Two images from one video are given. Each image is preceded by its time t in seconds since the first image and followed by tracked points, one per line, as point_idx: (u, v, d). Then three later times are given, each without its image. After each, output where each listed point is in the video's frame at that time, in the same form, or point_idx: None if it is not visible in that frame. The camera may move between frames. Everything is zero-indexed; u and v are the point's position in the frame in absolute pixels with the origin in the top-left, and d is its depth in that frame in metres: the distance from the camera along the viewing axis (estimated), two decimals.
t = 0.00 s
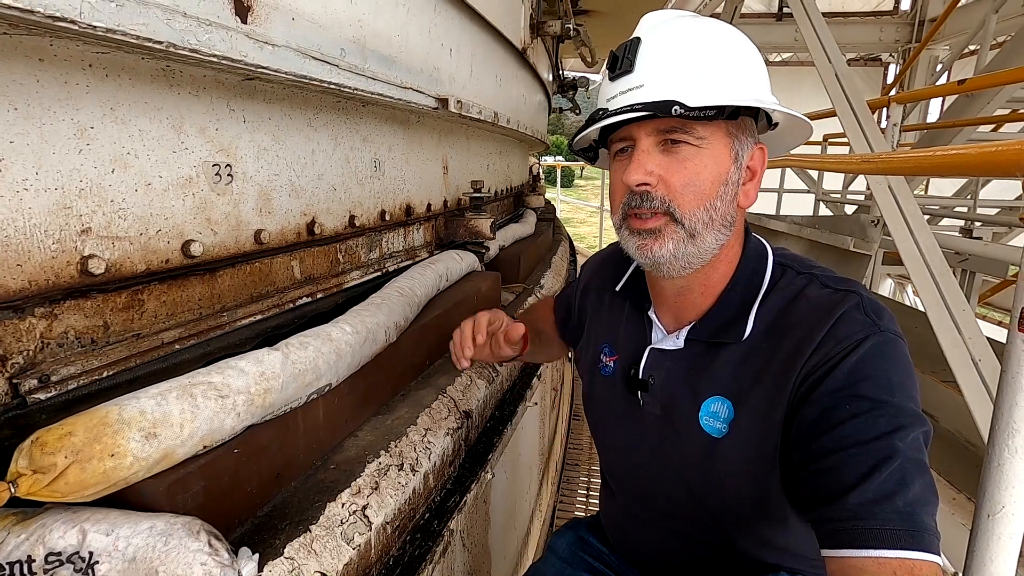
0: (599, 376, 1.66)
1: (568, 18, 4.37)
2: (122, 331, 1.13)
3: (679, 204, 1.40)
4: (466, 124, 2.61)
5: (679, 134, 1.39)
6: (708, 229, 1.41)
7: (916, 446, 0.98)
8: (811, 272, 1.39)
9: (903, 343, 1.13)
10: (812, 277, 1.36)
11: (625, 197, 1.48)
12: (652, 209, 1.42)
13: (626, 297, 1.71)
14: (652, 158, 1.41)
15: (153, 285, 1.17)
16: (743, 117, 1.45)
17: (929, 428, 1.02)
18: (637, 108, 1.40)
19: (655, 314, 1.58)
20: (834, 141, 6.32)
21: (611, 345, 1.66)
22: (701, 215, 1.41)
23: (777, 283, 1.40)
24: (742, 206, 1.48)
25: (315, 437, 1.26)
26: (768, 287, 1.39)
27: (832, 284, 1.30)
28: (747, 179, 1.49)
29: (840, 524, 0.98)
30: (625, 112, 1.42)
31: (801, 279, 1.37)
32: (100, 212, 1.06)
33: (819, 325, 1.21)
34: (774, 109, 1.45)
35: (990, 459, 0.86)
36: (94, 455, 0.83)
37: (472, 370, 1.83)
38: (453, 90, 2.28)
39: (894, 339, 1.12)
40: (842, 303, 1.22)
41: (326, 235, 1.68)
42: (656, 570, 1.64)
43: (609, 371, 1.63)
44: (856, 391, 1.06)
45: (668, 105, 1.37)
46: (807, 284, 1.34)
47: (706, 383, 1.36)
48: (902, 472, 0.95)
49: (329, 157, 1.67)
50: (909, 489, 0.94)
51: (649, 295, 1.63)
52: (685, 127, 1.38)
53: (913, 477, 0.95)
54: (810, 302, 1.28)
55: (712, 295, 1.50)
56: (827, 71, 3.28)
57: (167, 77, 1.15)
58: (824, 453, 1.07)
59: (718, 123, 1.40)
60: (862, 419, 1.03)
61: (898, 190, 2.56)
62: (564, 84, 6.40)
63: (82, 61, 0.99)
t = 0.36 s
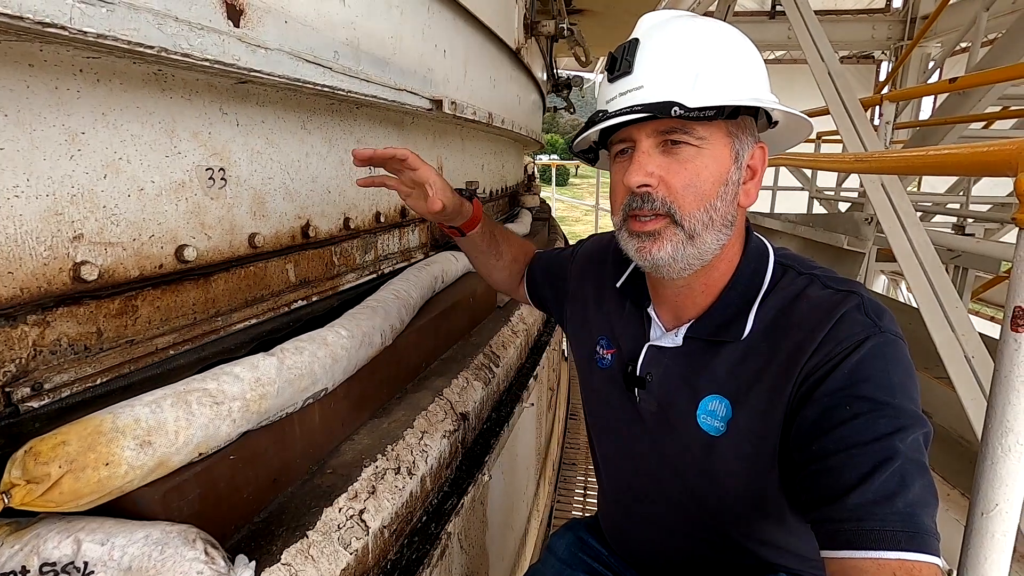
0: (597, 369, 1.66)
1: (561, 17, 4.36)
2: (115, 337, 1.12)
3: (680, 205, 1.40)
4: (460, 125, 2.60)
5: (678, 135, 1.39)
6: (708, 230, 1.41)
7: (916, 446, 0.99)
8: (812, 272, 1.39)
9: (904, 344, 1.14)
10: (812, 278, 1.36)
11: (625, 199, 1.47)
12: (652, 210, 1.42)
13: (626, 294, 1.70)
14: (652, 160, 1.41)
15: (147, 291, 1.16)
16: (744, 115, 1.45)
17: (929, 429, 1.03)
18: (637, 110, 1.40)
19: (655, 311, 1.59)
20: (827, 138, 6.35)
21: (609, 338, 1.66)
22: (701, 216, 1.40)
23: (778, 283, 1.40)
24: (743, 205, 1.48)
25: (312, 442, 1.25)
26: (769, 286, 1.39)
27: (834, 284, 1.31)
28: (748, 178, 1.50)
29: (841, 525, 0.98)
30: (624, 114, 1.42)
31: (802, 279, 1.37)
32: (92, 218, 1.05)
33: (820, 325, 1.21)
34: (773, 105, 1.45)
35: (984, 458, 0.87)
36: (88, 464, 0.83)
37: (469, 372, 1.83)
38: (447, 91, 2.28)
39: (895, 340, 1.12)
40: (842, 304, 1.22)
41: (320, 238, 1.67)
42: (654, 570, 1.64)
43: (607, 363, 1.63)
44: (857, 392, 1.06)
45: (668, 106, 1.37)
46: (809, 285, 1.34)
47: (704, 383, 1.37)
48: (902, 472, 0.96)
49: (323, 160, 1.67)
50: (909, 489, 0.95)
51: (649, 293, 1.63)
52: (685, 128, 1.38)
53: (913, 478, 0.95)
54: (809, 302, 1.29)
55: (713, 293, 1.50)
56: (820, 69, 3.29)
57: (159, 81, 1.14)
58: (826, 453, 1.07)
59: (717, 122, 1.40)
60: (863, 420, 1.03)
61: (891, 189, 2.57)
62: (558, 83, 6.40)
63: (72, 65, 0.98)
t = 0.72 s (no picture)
0: (597, 369, 1.67)
1: (562, 15, 4.35)
2: (114, 337, 1.12)
3: (688, 206, 1.40)
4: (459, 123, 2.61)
5: (687, 136, 1.39)
6: (715, 231, 1.42)
7: (916, 447, 0.99)
8: (812, 272, 1.39)
9: (904, 345, 1.14)
10: (812, 278, 1.36)
11: (632, 199, 1.46)
12: (661, 211, 1.41)
13: (625, 296, 1.69)
14: (661, 160, 1.40)
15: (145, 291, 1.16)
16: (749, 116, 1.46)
17: (929, 429, 1.03)
18: (650, 108, 1.38)
19: (654, 312, 1.58)
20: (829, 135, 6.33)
21: (609, 338, 1.67)
22: (708, 217, 1.41)
23: (778, 283, 1.40)
24: (746, 206, 1.48)
25: (309, 441, 1.26)
26: (769, 287, 1.39)
27: (834, 284, 1.31)
28: (751, 179, 1.50)
29: (841, 525, 0.98)
30: (636, 112, 1.40)
31: (802, 279, 1.37)
32: (89, 218, 1.06)
33: (820, 325, 1.21)
34: (776, 106, 1.47)
35: (980, 457, 0.87)
36: (85, 464, 0.83)
37: (467, 371, 1.83)
38: (446, 89, 2.28)
39: (895, 340, 1.12)
40: (843, 304, 1.22)
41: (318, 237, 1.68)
42: (653, 568, 1.65)
43: (607, 363, 1.64)
44: (857, 393, 1.07)
45: (682, 105, 1.36)
46: (809, 285, 1.34)
47: (705, 383, 1.37)
48: (902, 472, 0.96)
49: (321, 159, 1.67)
50: (909, 490, 0.95)
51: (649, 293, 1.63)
52: (694, 129, 1.38)
53: (913, 478, 0.96)
54: (809, 302, 1.29)
55: (713, 293, 1.49)
56: (821, 67, 3.28)
57: (156, 82, 1.14)
58: (826, 454, 1.07)
59: (724, 122, 1.40)
60: (863, 420, 1.03)
61: (892, 186, 2.57)
62: (558, 81, 6.39)
63: (69, 67, 0.99)
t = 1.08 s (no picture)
0: (598, 370, 1.67)
1: (565, 19, 4.37)
2: (118, 334, 1.14)
3: (701, 206, 1.40)
4: (462, 126, 2.62)
5: (695, 136, 1.40)
6: (727, 229, 1.42)
7: (916, 446, 0.99)
8: (811, 273, 1.40)
9: (903, 345, 1.14)
10: (812, 279, 1.37)
11: (643, 203, 1.46)
12: (675, 213, 1.41)
13: (626, 297, 1.70)
14: (671, 162, 1.41)
15: (149, 288, 1.18)
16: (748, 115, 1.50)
17: (929, 429, 1.03)
18: (661, 111, 1.39)
19: (655, 313, 1.59)
20: (832, 140, 6.33)
21: (611, 340, 1.67)
22: (720, 215, 1.41)
23: (777, 285, 1.41)
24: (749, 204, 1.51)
25: (311, 438, 1.27)
26: (769, 288, 1.40)
27: (834, 285, 1.32)
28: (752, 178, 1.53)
29: (840, 524, 0.99)
30: (646, 115, 1.40)
31: (802, 280, 1.38)
32: (95, 216, 1.07)
33: (820, 326, 1.22)
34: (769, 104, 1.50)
35: (979, 457, 0.87)
36: (89, 457, 0.85)
37: (468, 371, 1.85)
38: (448, 92, 2.29)
39: (894, 340, 1.13)
40: (842, 304, 1.23)
41: (321, 238, 1.69)
42: (653, 569, 1.65)
43: (609, 364, 1.64)
44: (857, 393, 1.07)
45: (695, 106, 1.37)
46: (809, 286, 1.35)
47: (706, 384, 1.37)
48: (902, 472, 0.96)
49: (325, 160, 1.69)
50: (909, 489, 0.95)
51: (649, 295, 1.64)
52: (701, 128, 1.40)
53: (913, 478, 0.96)
54: (808, 303, 1.30)
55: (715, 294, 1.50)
56: (823, 71, 3.29)
57: (162, 83, 1.16)
58: (827, 454, 1.07)
59: (728, 122, 1.42)
60: (862, 420, 1.04)
61: (894, 190, 2.57)
62: (562, 85, 6.41)
63: (78, 67, 1.01)
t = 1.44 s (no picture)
0: (598, 370, 1.67)
1: (571, 16, 4.36)
2: (124, 328, 1.14)
3: (667, 212, 1.41)
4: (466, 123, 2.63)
5: (661, 142, 1.39)
6: (697, 233, 1.42)
7: (915, 446, 0.99)
8: (811, 273, 1.39)
9: (904, 345, 1.14)
10: (812, 278, 1.37)
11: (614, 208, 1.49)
12: (641, 220, 1.44)
13: (626, 297, 1.70)
14: (637, 168, 1.42)
15: (154, 283, 1.19)
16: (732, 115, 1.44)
17: (928, 429, 1.03)
18: (613, 122, 1.41)
19: (654, 313, 1.59)
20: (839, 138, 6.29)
21: (610, 340, 1.67)
22: (689, 220, 1.42)
23: (777, 284, 1.40)
24: (734, 204, 1.47)
25: (313, 433, 1.28)
26: (769, 287, 1.39)
27: (833, 284, 1.32)
28: (741, 176, 1.49)
29: (840, 524, 0.99)
30: (602, 126, 1.44)
31: (802, 280, 1.38)
32: (101, 212, 1.08)
33: (818, 326, 1.22)
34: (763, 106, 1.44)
35: (980, 457, 0.87)
36: (94, 450, 0.86)
37: (471, 368, 1.85)
38: (453, 89, 2.30)
39: (894, 340, 1.13)
40: (843, 304, 1.23)
41: (325, 234, 1.70)
42: (654, 567, 1.65)
43: (608, 365, 1.64)
44: (856, 393, 1.07)
45: (643, 117, 1.38)
46: (809, 285, 1.35)
47: (705, 383, 1.37)
48: (901, 472, 0.97)
49: (328, 157, 1.69)
50: (909, 489, 0.95)
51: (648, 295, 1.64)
52: (667, 135, 1.38)
53: (912, 478, 0.96)
54: (808, 303, 1.30)
55: (712, 296, 1.51)
56: (830, 69, 3.27)
57: (168, 80, 1.17)
58: (826, 454, 1.07)
59: (700, 126, 1.39)
60: (861, 421, 1.04)
61: (900, 189, 2.56)
62: (567, 83, 6.40)
63: (84, 64, 1.02)
